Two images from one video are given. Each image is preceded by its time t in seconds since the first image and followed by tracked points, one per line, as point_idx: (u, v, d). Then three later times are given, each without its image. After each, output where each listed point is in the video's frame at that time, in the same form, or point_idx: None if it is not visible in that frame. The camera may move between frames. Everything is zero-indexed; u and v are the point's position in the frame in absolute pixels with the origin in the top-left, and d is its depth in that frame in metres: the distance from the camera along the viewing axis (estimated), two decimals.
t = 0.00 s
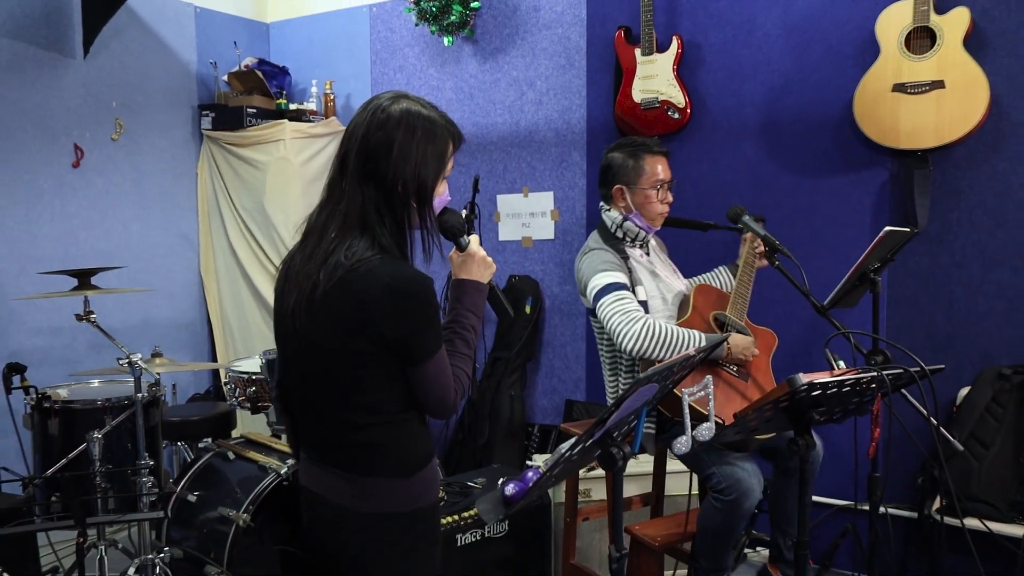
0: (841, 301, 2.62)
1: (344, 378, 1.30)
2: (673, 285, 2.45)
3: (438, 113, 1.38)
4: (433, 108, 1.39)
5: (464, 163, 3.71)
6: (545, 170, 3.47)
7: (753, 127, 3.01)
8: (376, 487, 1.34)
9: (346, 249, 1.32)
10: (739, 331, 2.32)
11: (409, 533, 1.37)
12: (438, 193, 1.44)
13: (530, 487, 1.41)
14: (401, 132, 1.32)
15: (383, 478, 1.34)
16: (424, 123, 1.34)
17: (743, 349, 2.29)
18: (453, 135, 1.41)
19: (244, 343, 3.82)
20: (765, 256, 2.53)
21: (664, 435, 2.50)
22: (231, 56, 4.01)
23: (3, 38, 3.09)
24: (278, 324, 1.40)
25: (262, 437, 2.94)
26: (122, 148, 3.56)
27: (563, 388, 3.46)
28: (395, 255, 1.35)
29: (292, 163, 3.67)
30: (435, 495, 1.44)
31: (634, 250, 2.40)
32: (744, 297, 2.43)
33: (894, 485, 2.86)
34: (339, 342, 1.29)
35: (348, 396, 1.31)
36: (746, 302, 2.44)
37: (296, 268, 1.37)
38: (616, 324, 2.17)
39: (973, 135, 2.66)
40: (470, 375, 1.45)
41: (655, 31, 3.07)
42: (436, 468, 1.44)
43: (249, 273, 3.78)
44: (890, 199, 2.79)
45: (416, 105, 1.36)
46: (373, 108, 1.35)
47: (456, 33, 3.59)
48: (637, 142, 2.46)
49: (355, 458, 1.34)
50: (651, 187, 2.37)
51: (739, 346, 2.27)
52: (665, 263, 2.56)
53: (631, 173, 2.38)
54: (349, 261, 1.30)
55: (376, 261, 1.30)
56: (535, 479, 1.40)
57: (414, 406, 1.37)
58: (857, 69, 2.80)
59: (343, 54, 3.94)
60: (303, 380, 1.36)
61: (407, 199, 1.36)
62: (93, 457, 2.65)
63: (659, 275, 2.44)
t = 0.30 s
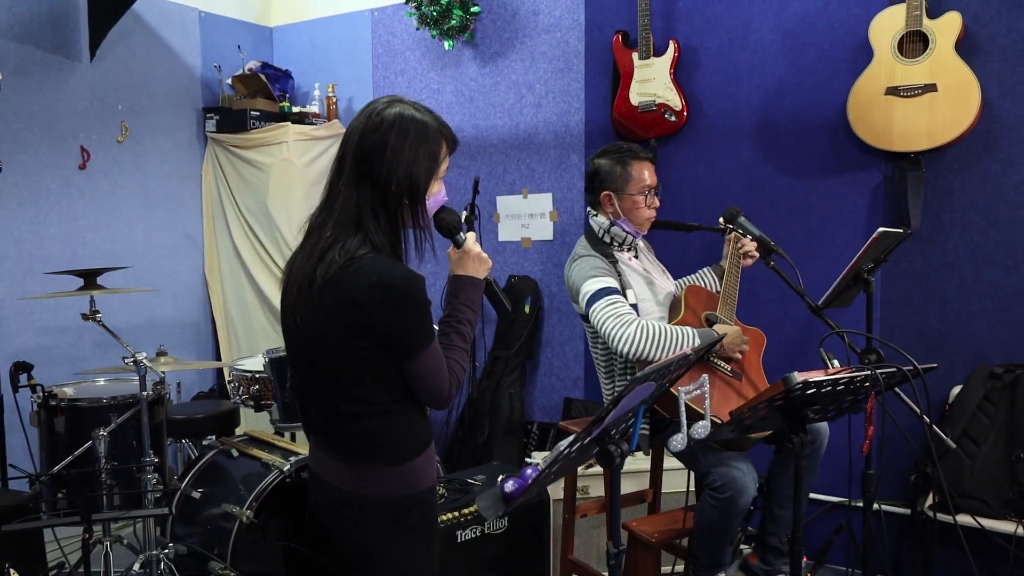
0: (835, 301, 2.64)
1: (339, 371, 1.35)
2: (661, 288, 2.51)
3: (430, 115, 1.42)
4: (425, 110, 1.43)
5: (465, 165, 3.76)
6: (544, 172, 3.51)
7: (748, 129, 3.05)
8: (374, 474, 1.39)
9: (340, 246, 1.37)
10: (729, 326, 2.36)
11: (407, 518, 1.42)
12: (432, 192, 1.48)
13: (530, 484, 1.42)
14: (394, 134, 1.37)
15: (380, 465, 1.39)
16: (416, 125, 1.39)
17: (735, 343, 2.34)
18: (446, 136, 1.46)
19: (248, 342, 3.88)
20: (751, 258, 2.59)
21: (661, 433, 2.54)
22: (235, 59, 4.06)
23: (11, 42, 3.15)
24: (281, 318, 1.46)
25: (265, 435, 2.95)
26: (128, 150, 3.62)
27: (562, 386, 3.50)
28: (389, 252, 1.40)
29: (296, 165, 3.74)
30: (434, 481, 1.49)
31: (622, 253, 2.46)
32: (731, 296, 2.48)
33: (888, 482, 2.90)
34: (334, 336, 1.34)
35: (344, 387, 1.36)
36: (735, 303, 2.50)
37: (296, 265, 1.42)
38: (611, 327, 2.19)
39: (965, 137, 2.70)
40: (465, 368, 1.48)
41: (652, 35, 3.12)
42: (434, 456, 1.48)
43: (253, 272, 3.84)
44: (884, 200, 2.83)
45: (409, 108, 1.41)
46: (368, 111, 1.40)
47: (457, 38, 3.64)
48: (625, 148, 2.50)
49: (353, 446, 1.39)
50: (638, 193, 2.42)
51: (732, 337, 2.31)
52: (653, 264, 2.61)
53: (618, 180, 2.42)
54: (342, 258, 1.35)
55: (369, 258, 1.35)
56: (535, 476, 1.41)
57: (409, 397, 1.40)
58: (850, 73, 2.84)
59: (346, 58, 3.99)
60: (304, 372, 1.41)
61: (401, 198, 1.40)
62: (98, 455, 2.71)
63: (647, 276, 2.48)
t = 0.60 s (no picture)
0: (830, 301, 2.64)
1: (339, 368, 1.40)
2: (655, 290, 2.54)
3: (423, 123, 1.47)
4: (418, 118, 1.48)
5: (465, 167, 3.81)
6: (544, 174, 3.56)
7: (745, 132, 3.10)
8: (375, 467, 1.44)
9: (337, 250, 1.41)
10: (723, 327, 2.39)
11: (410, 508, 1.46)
12: (426, 197, 1.52)
13: (530, 481, 1.45)
14: (387, 141, 1.42)
15: (380, 459, 1.44)
16: (408, 133, 1.43)
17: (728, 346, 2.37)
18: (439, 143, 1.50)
19: (252, 341, 3.93)
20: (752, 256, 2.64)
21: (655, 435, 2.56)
22: (239, 63, 4.11)
23: (19, 46, 3.20)
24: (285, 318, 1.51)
25: (268, 433, 2.99)
26: (133, 152, 3.67)
27: (561, 385, 3.55)
28: (384, 255, 1.44)
29: (299, 167, 3.78)
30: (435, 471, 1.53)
31: (615, 254, 2.50)
32: (730, 296, 2.50)
33: (883, 479, 2.94)
34: (333, 336, 1.38)
35: (344, 384, 1.41)
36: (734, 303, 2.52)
37: (297, 268, 1.47)
38: (599, 329, 2.23)
39: (958, 139, 2.74)
40: (460, 364, 1.52)
41: (650, 39, 3.17)
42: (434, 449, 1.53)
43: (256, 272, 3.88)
44: (878, 202, 2.88)
45: (402, 116, 1.45)
46: (363, 120, 1.45)
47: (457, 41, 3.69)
48: (621, 150, 2.52)
49: (354, 440, 1.44)
50: (633, 195, 2.45)
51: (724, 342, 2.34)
52: (651, 264, 2.64)
53: (614, 182, 2.45)
54: (339, 262, 1.40)
55: (365, 262, 1.39)
56: (535, 473, 1.45)
57: (407, 393, 1.44)
58: (845, 76, 2.89)
59: (348, 61, 4.04)
60: (307, 370, 1.46)
61: (395, 203, 1.44)
62: (104, 452, 2.73)
63: (642, 278, 2.52)
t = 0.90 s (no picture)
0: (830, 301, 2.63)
1: (332, 369, 1.40)
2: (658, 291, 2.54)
3: (409, 125, 1.47)
4: (405, 120, 1.47)
5: (465, 168, 3.80)
6: (543, 175, 3.56)
7: (744, 132, 3.10)
8: (371, 466, 1.44)
9: (327, 252, 1.41)
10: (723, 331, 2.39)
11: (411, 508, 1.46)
12: (415, 198, 1.52)
13: (530, 481, 1.45)
14: (372, 143, 1.42)
15: (376, 458, 1.44)
16: (393, 135, 1.43)
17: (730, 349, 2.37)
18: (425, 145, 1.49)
19: (251, 341, 3.93)
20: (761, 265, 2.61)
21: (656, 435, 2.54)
22: (239, 63, 4.10)
23: (18, 46, 3.20)
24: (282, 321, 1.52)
25: (268, 433, 2.99)
26: (133, 152, 3.67)
27: (560, 385, 3.56)
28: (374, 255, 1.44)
29: (298, 168, 3.79)
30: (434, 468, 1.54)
31: (624, 254, 2.50)
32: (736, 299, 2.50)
33: (882, 480, 2.95)
34: (324, 337, 1.39)
35: (337, 384, 1.41)
36: (739, 309, 2.51)
37: (290, 271, 1.47)
38: (597, 331, 2.24)
39: (958, 140, 2.74)
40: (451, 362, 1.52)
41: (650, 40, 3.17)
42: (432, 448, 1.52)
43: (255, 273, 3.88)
44: (877, 203, 2.88)
45: (389, 118, 1.45)
46: (351, 123, 1.45)
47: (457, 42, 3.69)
48: (638, 149, 2.49)
49: (350, 440, 1.44)
50: (650, 196, 2.43)
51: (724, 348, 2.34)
52: (658, 265, 2.64)
53: (631, 182, 2.43)
54: (329, 264, 1.40)
55: (356, 263, 1.39)
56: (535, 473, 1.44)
57: (401, 392, 1.44)
58: (844, 77, 2.89)
59: (348, 62, 4.04)
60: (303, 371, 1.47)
61: (382, 204, 1.44)
62: (103, 452, 2.74)
63: (645, 279, 2.52)
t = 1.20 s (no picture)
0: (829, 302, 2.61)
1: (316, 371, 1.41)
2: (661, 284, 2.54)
3: (393, 127, 1.46)
4: (389, 121, 1.47)
5: (465, 169, 3.80)
6: (542, 175, 3.57)
7: (743, 133, 3.10)
8: (360, 467, 1.45)
9: (310, 254, 1.43)
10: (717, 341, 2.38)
11: (402, 508, 1.45)
12: (400, 200, 1.50)
13: (528, 482, 1.45)
14: (352, 144, 1.42)
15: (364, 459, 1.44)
16: (373, 137, 1.43)
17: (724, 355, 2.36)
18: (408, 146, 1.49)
19: (251, 341, 3.93)
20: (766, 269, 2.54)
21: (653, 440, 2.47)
22: (238, 64, 4.11)
23: (17, 47, 3.20)
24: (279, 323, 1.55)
25: (267, 434, 2.99)
26: (132, 153, 3.67)
27: (559, 386, 3.56)
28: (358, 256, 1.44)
29: (297, 168, 3.79)
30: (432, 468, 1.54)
31: (630, 244, 2.49)
32: (738, 297, 2.45)
33: (881, 480, 2.95)
34: (307, 340, 1.40)
35: (323, 386, 1.42)
36: (740, 306, 2.46)
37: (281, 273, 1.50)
38: (594, 321, 2.25)
39: (956, 141, 2.75)
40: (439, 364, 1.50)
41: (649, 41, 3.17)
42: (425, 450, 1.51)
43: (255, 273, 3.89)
44: (876, 204, 2.88)
45: (372, 120, 1.45)
46: (335, 126, 1.47)
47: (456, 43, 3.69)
48: (648, 134, 2.50)
49: (340, 440, 1.45)
50: (656, 180, 2.43)
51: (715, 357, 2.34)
52: (660, 261, 2.64)
53: (638, 165, 2.43)
54: (311, 266, 1.42)
55: (336, 265, 1.40)
56: (533, 474, 1.44)
57: (386, 394, 1.43)
58: (843, 78, 2.89)
59: (347, 62, 4.04)
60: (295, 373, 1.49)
61: (362, 205, 1.44)
62: (102, 453, 2.74)
63: (651, 271, 2.52)
